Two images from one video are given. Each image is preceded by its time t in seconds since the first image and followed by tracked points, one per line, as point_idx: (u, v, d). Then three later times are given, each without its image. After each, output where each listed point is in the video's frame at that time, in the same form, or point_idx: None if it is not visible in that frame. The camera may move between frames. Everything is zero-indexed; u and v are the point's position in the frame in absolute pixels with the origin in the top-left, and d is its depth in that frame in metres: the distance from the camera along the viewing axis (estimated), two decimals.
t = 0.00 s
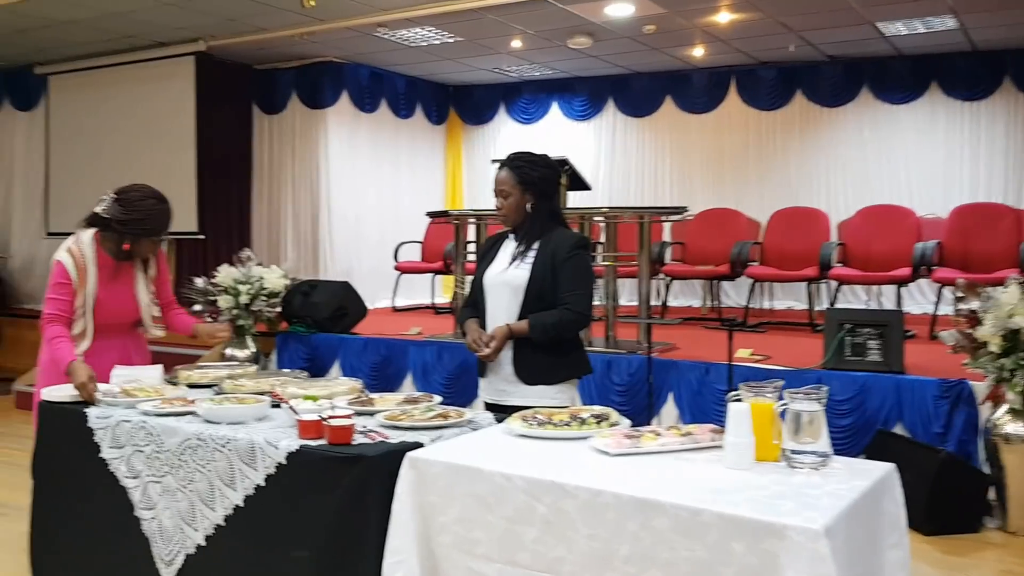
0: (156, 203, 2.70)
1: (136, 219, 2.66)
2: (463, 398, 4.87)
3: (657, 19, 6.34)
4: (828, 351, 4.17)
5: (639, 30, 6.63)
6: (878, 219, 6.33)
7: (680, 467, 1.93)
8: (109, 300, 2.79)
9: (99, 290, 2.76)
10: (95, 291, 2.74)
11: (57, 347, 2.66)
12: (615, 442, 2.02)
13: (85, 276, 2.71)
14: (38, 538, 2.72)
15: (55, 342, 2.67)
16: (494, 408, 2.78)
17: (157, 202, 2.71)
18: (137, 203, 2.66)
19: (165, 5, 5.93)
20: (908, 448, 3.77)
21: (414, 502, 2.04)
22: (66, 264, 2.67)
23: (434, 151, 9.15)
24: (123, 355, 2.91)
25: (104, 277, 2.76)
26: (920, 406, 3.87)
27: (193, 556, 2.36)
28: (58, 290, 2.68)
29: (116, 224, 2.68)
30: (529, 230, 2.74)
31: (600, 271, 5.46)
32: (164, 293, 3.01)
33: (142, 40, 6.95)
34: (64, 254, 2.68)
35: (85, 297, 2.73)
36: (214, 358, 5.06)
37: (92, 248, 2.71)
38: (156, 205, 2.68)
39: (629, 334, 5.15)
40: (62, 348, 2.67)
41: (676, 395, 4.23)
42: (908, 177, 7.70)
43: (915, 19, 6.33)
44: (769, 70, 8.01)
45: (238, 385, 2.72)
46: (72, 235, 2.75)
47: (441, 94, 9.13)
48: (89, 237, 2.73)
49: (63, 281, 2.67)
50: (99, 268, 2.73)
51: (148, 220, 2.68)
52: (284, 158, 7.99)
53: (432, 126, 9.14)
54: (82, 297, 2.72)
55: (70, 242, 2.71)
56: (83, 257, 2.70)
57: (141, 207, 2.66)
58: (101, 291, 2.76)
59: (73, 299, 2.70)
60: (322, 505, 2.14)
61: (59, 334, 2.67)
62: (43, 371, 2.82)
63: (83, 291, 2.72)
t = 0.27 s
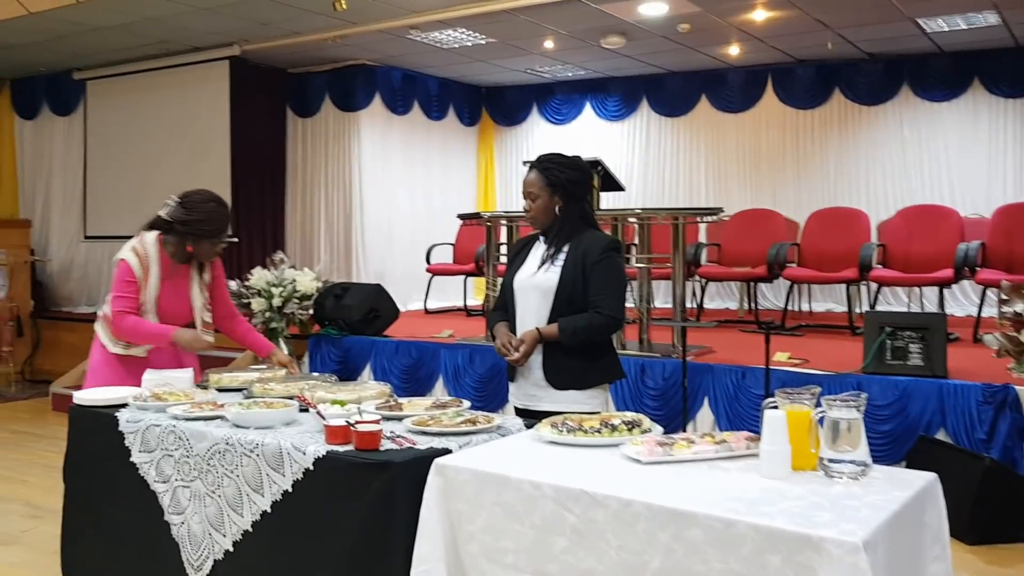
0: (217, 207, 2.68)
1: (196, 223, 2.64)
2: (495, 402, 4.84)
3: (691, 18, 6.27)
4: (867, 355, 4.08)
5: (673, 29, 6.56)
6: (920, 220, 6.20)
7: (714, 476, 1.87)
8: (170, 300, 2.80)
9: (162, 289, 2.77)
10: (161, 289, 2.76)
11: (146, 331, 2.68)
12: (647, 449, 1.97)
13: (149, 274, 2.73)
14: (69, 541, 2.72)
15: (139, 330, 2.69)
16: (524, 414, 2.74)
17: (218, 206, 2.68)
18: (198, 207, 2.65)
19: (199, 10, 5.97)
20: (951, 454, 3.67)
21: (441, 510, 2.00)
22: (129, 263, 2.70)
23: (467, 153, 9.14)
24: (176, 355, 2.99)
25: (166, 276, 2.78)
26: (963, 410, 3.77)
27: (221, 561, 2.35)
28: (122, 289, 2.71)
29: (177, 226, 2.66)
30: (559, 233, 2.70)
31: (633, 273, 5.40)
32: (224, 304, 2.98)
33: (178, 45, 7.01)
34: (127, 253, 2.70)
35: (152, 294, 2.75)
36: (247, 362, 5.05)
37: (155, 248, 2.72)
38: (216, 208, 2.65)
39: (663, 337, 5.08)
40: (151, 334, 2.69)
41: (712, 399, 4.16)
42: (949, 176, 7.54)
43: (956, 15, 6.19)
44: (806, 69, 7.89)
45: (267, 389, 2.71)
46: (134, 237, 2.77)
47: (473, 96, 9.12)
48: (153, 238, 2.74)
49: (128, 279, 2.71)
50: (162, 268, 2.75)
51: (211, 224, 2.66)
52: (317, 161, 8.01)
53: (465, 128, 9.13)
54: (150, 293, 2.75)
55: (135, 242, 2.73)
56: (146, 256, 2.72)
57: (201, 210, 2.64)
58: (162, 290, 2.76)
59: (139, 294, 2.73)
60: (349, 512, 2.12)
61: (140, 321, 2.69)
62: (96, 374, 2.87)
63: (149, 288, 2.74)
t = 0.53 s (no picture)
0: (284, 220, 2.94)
1: (264, 233, 2.88)
2: (518, 410, 4.80)
3: (718, 21, 6.21)
4: (899, 362, 3.98)
5: (700, 32, 6.50)
6: (953, 225, 6.10)
7: (737, 489, 1.83)
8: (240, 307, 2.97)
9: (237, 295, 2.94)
10: (238, 295, 2.93)
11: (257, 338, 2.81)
12: (669, 462, 1.93)
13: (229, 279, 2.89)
14: (91, 548, 2.73)
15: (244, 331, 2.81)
16: (545, 423, 2.71)
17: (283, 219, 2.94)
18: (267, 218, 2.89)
19: (226, 17, 6.01)
20: (983, 465, 3.59)
21: (460, 521, 1.98)
22: (214, 267, 2.84)
23: (492, 158, 9.13)
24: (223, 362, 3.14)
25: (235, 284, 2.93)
26: (996, 420, 3.68)
27: (240, 571, 2.34)
28: (214, 293, 2.82)
29: (243, 233, 2.89)
30: (580, 240, 2.67)
31: (659, 279, 5.35)
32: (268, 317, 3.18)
33: (205, 52, 7.06)
34: (207, 258, 2.85)
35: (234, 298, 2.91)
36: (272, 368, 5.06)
37: (226, 254, 2.90)
38: (283, 220, 2.90)
39: (689, 344, 5.03)
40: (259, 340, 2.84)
41: (739, 408, 4.10)
42: (982, 180, 7.41)
43: (989, 17, 6.09)
44: (836, 72, 7.79)
45: (288, 397, 2.70)
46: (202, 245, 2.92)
47: (499, 101, 9.10)
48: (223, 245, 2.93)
49: (219, 283, 2.83)
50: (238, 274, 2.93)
51: (278, 234, 2.90)
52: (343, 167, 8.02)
53: (490, 133, 9.12)
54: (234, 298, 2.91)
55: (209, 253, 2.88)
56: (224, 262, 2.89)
57: (271, 221, 2.89)
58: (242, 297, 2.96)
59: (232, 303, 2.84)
60: (366, 522, 2.10)
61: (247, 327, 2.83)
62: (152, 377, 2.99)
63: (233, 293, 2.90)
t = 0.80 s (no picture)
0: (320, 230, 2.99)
1: (300, 241, 2.92)
2: (532, 417, 4.77)
3: (734, 25, 6.18)
4: (916, 369, 3.88)
5: (716, 36, 6.47)
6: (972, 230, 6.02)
7: (749, 498, 1.80)
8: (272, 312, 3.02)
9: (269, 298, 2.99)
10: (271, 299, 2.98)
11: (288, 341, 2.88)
12: (680, 469, 1.91)
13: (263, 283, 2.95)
14: (102, 554, 2.73)
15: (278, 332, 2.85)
16: (557, 430, 2.69)
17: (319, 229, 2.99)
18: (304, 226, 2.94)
19: (242, 23, 6.03)
20: (1003, 473, 3.53)
21: (468, 529, 1.96)
22: (253, 267, 2.89)
23: (508, 163, 9.12)
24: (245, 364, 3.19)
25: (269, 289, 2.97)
26: (1016, 426, 3.62)
27: None
28: (252, 292, 2.87)
29: (278, 240, 2.95)
30: (591, 245, 2.65)
31: (674, 284, 5.32)
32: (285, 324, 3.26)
33: (222, 59, 7.10)
34: (246, 258, 2.90)
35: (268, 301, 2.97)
36: (287, 373, 5.07)
37: (263, 260, 2.95)
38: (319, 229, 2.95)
39: (705, 350, 4.99)
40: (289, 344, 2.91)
41: (754, 414, 4.06)
42: (1003, 184, 7.33)
43: (1009, 20, 6.02)
44: (855, 76, 7.73)
45: (299, 402, 2.70)
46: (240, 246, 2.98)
47: (515, 106, 9.10)
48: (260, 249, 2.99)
49: (257, 283, 2.89)
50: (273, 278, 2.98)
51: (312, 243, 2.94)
52: (358, 173, 8.03)
53: (506, 138, 9.11)
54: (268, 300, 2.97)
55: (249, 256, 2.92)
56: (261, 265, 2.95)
57: (307, 228, 2.94)
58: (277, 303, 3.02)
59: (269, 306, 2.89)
60: (375, 530, 2.09)
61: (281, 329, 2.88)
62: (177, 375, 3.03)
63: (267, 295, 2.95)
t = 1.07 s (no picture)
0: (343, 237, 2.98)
1: (322, 246, 2.92)
2: (548, 420, 4.73)
3: (755, 26, 6.13)
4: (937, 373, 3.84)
5: (736, 37, 6.42)
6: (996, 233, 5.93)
7: (766, 504, 1.77)
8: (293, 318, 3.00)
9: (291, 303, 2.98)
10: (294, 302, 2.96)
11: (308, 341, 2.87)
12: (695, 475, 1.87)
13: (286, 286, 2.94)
14: (115, 556, 2.73)
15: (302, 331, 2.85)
16: (572, 434, 2.66)
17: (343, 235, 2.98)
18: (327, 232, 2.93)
19: (259, 26, 6.04)
20: None
21: (480, 534, 1.93)
22: (276, 269, 2.88)
23: (527, 166, 9.10)
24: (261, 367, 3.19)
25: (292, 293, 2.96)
26: None
27: None
28: (275, 292, 2.86)
29: (301, 244, 2.94)
30: (607, 247, 2.62)
31: (693, 287, 5.27)
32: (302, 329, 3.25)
33: (241, 61, 7.12)
34: (269, 260, 2.90)
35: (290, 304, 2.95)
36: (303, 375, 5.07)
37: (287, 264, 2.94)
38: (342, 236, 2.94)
39: (724, 353, 4.94)
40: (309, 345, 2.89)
41: (773, 419, 4.02)
42: None
43: None
44: (877, 77, 7.65)
45: (312, 405, 2.68)
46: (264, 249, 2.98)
47: (534, 108, 9.08)
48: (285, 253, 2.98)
49: (282, 284, 2.88)
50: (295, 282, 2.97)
51: (334, 249, 2.93)
52: (375, 176, 8.02)
53: (525, 140, 9.08)
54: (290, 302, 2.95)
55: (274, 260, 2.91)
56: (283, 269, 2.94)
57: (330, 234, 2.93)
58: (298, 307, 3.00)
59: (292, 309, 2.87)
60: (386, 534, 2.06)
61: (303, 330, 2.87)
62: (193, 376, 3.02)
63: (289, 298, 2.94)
